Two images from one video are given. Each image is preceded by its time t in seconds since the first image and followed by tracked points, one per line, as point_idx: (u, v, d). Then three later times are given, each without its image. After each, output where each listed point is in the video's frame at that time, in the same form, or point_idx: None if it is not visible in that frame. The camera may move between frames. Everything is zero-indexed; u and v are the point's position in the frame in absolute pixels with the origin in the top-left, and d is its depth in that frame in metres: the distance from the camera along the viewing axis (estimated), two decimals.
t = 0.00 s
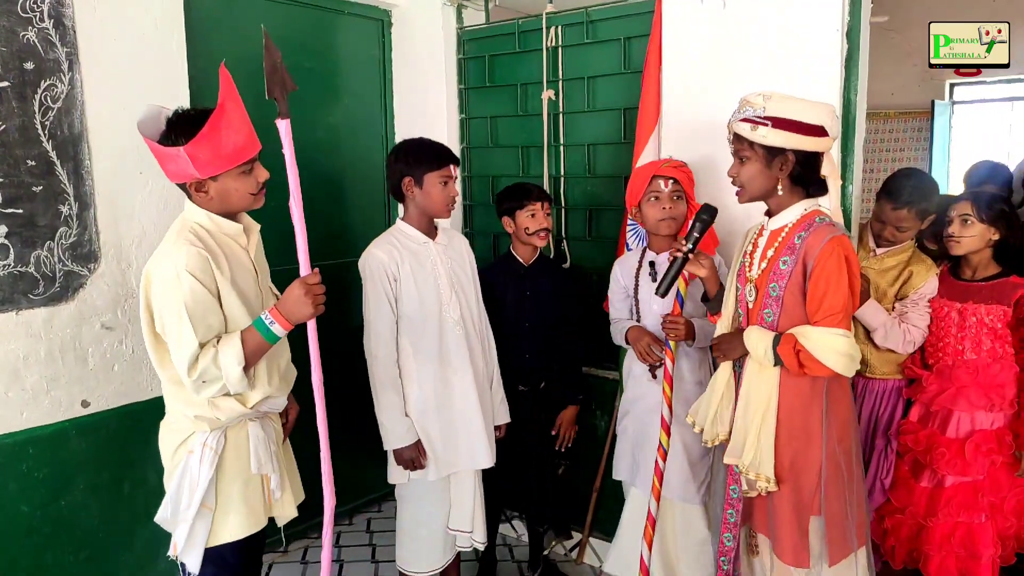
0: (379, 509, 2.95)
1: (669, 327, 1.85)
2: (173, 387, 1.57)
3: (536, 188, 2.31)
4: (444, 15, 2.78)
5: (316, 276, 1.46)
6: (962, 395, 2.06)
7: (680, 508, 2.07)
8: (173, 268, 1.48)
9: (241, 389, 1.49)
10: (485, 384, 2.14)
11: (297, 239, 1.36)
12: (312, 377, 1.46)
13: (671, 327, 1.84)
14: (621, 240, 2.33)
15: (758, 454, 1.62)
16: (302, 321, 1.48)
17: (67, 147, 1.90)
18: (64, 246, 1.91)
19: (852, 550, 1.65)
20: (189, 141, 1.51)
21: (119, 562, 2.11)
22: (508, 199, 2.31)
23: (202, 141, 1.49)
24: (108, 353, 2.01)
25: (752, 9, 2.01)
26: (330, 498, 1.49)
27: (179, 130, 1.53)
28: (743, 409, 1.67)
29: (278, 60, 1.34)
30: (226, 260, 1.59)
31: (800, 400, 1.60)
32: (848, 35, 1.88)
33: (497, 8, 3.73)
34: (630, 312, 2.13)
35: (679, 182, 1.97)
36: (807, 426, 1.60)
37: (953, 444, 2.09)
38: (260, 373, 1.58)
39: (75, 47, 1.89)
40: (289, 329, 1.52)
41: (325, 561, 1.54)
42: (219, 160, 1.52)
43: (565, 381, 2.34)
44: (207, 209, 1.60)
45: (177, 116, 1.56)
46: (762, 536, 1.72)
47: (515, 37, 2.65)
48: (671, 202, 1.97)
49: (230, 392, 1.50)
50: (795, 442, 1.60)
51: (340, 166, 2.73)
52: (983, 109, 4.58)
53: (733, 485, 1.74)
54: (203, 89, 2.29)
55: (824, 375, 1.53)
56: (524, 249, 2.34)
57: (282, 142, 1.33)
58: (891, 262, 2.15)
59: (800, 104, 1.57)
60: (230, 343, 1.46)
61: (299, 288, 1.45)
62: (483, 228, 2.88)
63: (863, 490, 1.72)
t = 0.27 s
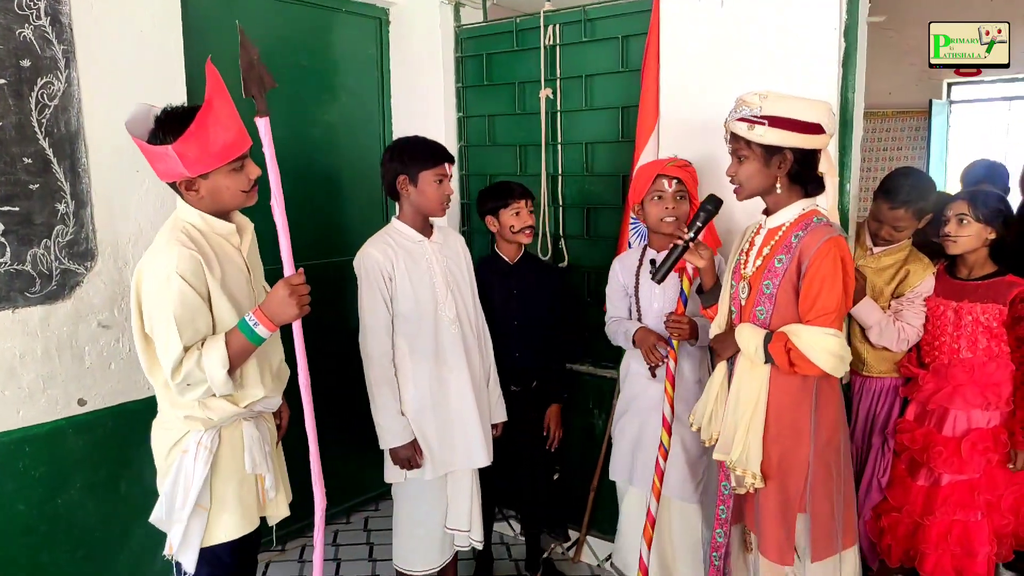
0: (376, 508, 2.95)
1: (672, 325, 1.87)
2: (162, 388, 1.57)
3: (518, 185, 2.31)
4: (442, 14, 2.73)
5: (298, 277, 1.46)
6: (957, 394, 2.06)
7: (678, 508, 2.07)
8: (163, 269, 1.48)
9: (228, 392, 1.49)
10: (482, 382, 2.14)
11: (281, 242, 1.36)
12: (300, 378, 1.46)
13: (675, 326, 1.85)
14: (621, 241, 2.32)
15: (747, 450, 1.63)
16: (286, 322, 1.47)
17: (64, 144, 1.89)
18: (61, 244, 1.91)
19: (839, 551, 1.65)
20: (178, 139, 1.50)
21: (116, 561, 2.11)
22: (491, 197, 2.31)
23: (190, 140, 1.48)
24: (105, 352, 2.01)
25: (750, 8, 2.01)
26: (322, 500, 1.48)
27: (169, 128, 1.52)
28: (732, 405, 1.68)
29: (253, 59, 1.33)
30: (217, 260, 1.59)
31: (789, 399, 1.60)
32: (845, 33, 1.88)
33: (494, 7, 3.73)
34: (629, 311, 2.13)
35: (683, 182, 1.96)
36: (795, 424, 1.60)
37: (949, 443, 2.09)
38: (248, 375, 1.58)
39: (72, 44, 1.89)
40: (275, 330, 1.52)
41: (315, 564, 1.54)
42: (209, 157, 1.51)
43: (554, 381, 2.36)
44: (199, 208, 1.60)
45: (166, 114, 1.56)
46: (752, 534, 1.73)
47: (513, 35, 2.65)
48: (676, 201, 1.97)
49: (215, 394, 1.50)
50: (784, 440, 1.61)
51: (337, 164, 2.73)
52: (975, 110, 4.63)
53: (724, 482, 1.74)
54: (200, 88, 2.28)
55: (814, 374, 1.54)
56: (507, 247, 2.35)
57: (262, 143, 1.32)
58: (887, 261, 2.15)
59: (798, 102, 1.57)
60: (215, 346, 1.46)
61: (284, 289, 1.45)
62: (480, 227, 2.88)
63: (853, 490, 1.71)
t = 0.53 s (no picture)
0: (373, 508, 2.96)
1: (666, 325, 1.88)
2: (157, 389, 1.57)
3: (508, 189, 2.30)
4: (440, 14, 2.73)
5: (298, 275, 1.48)
6: (953, 394, 2.06)
7: (674, 509, 2.07)
8: (158, 269, 1.48)
9: (226, 390, 1.50)
10: (479, 382, 2.14)
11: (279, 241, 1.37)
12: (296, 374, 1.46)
13: (667, 325, 1.88)
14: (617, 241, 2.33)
15: (744, 450, 1.62)
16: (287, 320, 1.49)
17: (61, 144, 1.89)
18: (58, 244, 1.90)
19: (833, 552, 1.65)
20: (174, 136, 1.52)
21: (113, 561, 2.11)
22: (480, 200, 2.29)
23: (186, 134, 1.50)
24: (102, 352, 2.01)
25: (747, 9, 2.01)
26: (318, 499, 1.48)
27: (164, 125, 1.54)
28: (729, 405, 1.68)
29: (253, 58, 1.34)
30: (212, 259, 1.59)
31: (785, 399, 1.60)
32: (842, 34, 1.88)
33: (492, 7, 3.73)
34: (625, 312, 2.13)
35: (679, 184, 1.97)
36: (792, 423, 1.60)
37: (945, 443, 2.09)
38: (244, 375, 1.58)
39: (69, 44, 1.89)
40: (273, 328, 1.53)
41: (313, 563, 1.54)
42: (204, 152, 1.52)
43: (542, 381, 2.36)
44: (191, 207, 1.60)
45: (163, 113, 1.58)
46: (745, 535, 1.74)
47: (511, 36, 2.65)
48: (671, 203, 1.97)
49: (213, 392, 1.49)
50: (780, 440, 1.61)
51: (335, 165, 2.73)
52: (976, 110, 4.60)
53: (719, 482, 1.74)
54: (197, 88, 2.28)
55: (812, 375, 1.54)
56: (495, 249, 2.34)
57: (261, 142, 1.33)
58: (884, 261, 2.15)
59: (794, 103, 1.57)
60: (214, 343, 1.46)
61: (282, 287, 1.47)
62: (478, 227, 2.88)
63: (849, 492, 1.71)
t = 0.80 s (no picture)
0: (371, 510, 2.96)
1: (661, 327, 1.87)
2: (150, 392, 1.57)
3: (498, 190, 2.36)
4: (436, 15, 2.78)
5: (295, 275, 1.49)
6: (948, 395, 2.07)
7: (671, 511, 2.08)
8: (153, 268, 1.48)
9: (221, 390, 1.49)
10: (475, 383, 2.15)
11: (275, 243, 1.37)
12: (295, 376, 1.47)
13: (662, 328, 1.87)
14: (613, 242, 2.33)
15: (739, 449, 1.63)
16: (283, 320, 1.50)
17: (57, 146, 1.89)
18: (54, 246, 1.90)
19: (828, 552, 1.65)
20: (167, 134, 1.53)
21: (109, 564, 2.11)
22: (470, 202, 2.33)
23: (180, 131, 1.50)
24: (98, 354, 2.01)
25: (743, 11, 2.02)
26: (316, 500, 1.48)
27: (157, 124, 1.55)
28: (725, 406, 1.69)
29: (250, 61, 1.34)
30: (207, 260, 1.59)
31: (781, 399, 1.60)
32: (837, 36, 1.89)
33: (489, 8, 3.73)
34: (621, 314, 2.13)
35: (674, 187, 1.97)
36: (787, 423, 1.60)
37: (940, 444, 2.09)
38: (240, 374, 1.57)
39: (65, 46, 1.89)
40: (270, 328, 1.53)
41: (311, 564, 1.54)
42: (198, 149, 1.52)
43: (531, 381, 2.40)
44: (186, 207, 1.60)
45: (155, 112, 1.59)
46: (742, 534, 1.74)
47: (507, 37, 2.65)
48: (666, 206, 1.98)
49: (208, 393, 1.49)
50: (775, 440, 1.61)
51: (332, 166, 2.73)
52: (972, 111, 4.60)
53: (716, 482, 1.74)
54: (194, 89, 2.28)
55: (806, 376, 1.55)
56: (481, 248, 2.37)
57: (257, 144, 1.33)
58: (879, 262, 2.16)
59: (788, 106, 1.57)
60: (210, 343, 1.46)
61: (280, 287, 1.48)
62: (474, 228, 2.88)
63: (845, 492, 1.71)
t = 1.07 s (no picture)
0: (367, 510, 2.96)
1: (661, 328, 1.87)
2: (144, 391, 1.57)
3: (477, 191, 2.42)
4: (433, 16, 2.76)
5: (292, 274, 1.48)
6: (942, 395, 2.08)
7: (667, 511, 2.08)
8: (149, 266, 1.48)
9: (217, 389, 1.50)
10: (474, 383, 2.15)
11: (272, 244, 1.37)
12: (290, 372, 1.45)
13: (660, 330, 1.86)
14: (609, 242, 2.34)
15: (735, 448, 1.64)
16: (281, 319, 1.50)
17: (53, 147, 1.89)
18: (50, 247, 1.90)
19: (825, 552, 1.66)
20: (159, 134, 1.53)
21: (106, 565, 2.10)
22: (454, 204, 2.36)
23: (171, 130, 1.50)
24: (95, 355, 2.01)
25: (739, 12, 2.02)
26: (313, 500, 1.48)
27: (150, 126, 1.55)
28: (721, 405, 1.69)
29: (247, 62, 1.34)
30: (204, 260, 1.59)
31: (777, 399, 1.61)
32: (833, 37, 1.90)
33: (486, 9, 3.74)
34: (618, 315, 2.14)
35: (671, 189, 1.98)
36: (784, 423, 1.61)
37: (934, 443, 2.10)
38: (235, 376, 1.58)
39: (61, 47, 1.88)
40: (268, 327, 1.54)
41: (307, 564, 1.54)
42: (191, 147, 1.53)
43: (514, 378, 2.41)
44: (184, 206, 1.60)
45: (146, 114, 1.59)
46: (741, 533, 1.75)
47: (504, 38, 2.65)
48: (663, 209, 1.98)
49: (204, 392, 1.49)
50: (771, 439, 1.62)
51: (328, 166, 2.73)
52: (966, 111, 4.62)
53: (715, 482, 1.75)
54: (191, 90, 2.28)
55: (801, 376, 1.55)
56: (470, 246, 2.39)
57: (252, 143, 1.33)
58: (875, 263, 2.17)
59: (783, 107, 1.58)
60: (207, 342, 1.47)
61: (277, 287, 1.47)
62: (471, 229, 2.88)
63: (841, 492, 1.72)
